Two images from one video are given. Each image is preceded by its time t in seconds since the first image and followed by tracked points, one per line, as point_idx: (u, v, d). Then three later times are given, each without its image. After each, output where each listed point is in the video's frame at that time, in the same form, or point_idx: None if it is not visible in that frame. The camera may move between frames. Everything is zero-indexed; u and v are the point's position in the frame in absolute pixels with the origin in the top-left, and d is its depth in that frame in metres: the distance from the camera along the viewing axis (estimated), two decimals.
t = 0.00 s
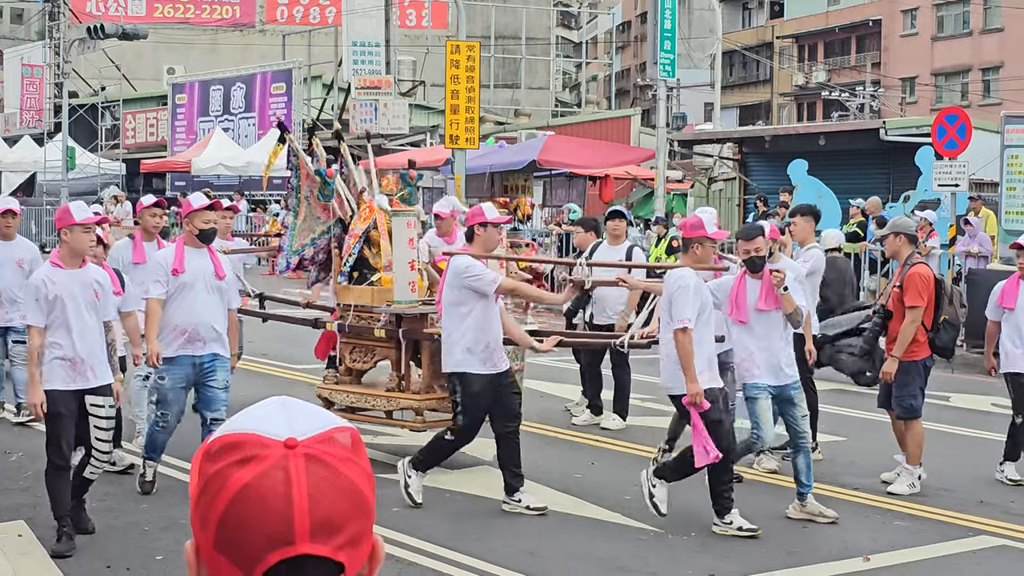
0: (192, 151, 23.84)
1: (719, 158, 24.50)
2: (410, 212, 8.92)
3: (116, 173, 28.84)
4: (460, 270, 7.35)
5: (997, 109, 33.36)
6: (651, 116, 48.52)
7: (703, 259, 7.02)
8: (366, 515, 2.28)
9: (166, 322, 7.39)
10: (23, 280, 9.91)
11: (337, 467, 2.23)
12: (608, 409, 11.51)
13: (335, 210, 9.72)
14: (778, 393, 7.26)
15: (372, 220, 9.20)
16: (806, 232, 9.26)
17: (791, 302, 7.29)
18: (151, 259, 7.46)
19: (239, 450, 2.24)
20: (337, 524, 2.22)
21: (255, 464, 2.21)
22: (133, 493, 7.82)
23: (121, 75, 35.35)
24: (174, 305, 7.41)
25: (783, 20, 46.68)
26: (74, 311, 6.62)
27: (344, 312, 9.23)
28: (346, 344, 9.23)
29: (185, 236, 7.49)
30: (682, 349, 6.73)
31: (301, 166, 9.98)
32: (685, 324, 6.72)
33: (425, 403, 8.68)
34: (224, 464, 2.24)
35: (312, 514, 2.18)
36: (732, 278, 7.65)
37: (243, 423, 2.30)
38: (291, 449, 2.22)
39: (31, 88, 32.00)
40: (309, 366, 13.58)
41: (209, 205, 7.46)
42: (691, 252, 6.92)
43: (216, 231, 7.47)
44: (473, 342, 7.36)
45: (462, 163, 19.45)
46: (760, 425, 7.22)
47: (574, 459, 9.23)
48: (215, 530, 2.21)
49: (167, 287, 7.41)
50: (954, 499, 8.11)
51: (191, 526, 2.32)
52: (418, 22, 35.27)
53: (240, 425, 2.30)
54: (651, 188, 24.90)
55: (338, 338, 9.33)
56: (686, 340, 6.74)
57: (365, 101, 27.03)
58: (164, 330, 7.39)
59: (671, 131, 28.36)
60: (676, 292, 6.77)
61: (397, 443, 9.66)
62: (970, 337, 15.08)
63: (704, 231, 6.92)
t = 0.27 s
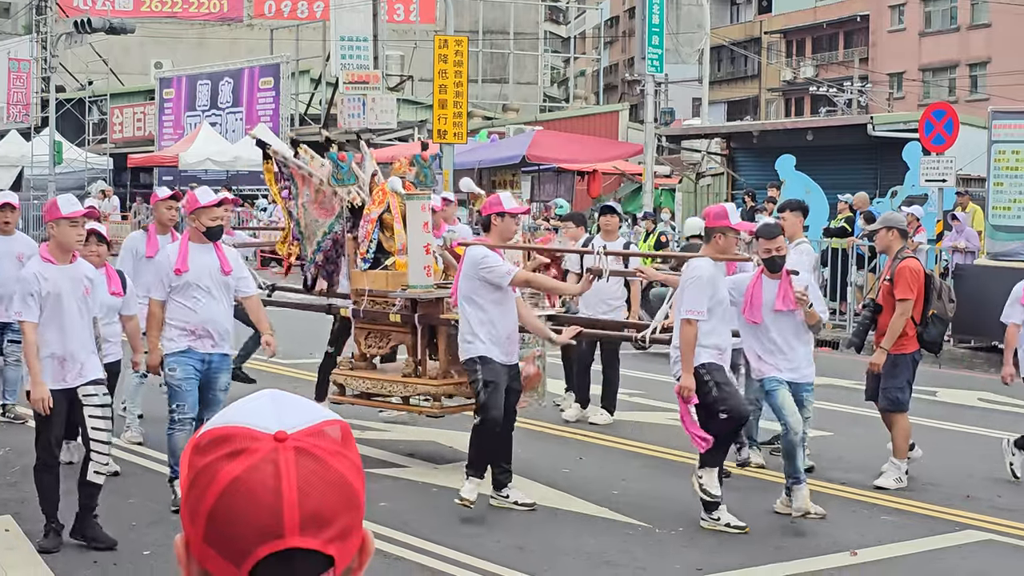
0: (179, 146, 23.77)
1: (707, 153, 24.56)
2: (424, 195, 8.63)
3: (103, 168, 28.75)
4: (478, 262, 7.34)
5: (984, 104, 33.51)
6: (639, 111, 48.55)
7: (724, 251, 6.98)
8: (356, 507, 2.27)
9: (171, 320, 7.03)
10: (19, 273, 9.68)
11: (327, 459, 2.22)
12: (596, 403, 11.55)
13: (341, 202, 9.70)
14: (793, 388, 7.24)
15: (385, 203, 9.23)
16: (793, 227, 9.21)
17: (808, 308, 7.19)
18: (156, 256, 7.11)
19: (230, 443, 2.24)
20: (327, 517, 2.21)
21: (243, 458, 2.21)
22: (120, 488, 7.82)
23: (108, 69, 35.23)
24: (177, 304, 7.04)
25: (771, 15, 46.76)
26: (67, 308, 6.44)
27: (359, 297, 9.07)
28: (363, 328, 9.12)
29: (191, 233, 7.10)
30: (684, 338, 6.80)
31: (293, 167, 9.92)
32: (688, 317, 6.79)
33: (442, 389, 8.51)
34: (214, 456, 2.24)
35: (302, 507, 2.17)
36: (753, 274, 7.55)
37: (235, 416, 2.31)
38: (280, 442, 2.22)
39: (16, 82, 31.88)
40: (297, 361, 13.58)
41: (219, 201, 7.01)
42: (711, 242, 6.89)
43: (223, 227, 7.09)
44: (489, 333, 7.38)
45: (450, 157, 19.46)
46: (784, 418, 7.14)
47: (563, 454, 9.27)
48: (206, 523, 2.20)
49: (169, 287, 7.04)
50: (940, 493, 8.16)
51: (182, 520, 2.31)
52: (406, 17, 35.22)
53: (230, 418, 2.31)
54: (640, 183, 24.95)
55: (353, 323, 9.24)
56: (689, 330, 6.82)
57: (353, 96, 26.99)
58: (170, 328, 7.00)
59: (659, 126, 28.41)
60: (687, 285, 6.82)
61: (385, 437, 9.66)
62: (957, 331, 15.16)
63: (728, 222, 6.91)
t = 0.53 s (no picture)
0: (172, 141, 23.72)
1: (699, 148, 24.58)
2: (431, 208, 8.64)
3: (95, 163, 28.68)
4: (470, 261, 7.15)
5: (977, 100, 33.58)
6: (632, 106, 48.58)
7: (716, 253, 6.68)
8: (350, 501, 2.26)
9: (171, 326, 6.99)
10: (25, 272, 9.47)
11: (321, 453, 2.23)
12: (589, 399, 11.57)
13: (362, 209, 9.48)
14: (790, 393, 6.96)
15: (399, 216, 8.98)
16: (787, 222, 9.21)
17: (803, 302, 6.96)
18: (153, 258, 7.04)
19: (224, 437, 2.24)
20: (321, 511, 2.20)
21: (238, 452, 2.21)
22: (114, 483, 7.82)
23: (101, 64, 35.14)
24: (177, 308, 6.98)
25: (764, 11, 46.87)
26: (71, 307, 6.40)
27: (375, 310, 9.07)
28: (379, 344, 9.06)
29: (189, 234, 7.00)
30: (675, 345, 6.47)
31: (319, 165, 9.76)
32: (678, 322, 6.45)
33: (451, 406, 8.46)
34: (208, 450, 2.24)
35: (296, 501, 2.17)
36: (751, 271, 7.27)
37: (230, 409, 2.31)
38: (275, 435, 2.22)
39: (7, 77, 31.79)
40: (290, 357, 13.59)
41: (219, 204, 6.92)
42: (705, 244, 6.60)
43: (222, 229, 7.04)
44: (477, 337, 7.15)
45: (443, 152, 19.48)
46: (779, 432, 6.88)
47: (557, 449, 9.29)
48: (200, 517, 2.19)
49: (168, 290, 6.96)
50: (932, 489, 8.20)
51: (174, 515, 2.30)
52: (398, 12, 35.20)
53: (223, 413, 2.31)
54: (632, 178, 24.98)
55: (369, 338, 9.19)
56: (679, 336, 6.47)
57: (346, 91, 26.97)
58: (172, 332, 6.96)
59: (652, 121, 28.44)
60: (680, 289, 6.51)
61: (378, 433, 9.67)
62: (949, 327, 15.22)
63: (720, 222, 6.62)
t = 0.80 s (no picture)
0: (167, 136, 23.70)
1: (695, 144, 24.59)
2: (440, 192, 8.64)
3: (91, 158, 28.65)
4: (461, 255, 7.01)
5: (972, 96, 33.54)
6: (628, 102, 48.56)
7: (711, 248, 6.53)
8: (345, 497, 2.27)
9: (173, 320, 6.92)
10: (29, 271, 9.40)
11: (317, 449, 2.23)
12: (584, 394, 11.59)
13: (374, 196, 9.71)
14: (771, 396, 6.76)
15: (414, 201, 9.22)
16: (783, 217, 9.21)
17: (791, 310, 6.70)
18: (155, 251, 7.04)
19: (220, 432, 2.25)
20: (317, 507, 2.21)
21: (234, 448, 2.21)
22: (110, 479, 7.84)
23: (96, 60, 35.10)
24: (178, 302, 6.95)
25: (760, 6, 46.91)
26: (80, 302, 6.34)
27: (389, 297, 9.15)
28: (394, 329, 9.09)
29: (192, 228, 7.02)
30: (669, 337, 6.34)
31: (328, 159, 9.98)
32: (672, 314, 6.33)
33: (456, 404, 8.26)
34: (203, 446, 2.24)
35: (292, 497, 2.17)
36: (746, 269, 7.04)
37: (226, 406, 2.32)
38: (270, 432, 2.23)
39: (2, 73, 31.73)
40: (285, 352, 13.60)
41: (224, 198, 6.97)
42: (695, 237, 6.46)
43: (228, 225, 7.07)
44: (462, 332, 7.01)
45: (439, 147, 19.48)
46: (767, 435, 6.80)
47: (552, 444, 9.30)
48: (195, 511, 2.20)
49: (170, 283, 6.92)
50: (927, 484, 8.22)
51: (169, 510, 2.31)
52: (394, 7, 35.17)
53: (220, 409, 2.32)
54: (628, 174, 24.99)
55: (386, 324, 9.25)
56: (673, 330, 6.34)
57: (341, 86, 26.95)
58: (171, 328, 6.93)
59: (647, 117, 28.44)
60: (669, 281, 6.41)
61: (373, 428, 9.68)
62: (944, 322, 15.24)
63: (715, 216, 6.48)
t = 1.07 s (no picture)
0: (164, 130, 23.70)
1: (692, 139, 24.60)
2: (444, 199, 8.47)
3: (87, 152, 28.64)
4: (443, 257, 6.73)
5: (969, 90, 33.46)
6: (624, 96, 48.57)
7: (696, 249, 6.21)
8: (344, 488, 2.28)
9: (188, 322, 6.70)
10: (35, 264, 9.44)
11: (316, 443, 2.24)
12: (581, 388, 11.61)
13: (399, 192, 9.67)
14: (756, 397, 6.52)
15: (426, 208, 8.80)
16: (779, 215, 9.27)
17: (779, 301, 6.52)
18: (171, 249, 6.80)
19: (219, 427, 2.26)
20: (317, 500, 2.22)
21: (234, 440, 2.22)
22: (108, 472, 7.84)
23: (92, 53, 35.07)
24: (195, 304, 6.71)
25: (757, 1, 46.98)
26: (84, 296, 6.30)
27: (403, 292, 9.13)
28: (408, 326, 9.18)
29: (208, 228, 6.76)
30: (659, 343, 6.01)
31: (356, 157, 9.77)
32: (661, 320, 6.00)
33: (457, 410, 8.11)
34: (203, 440, 2.25)
35: (293, 490, 2.18)
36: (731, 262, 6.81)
37: (224, 398, 2.33)
38: (271, 424, 2.24)
39: None
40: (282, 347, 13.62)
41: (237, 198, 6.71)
42: (679, 239, 6.14)
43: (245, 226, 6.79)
44: (444, 331, 6.78)
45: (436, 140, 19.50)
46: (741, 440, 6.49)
47: (549, 438, 9.32)
48: (195, 505, 2.20)
49: (185, 283, 6.68)
50: (923, 479, 8.25)
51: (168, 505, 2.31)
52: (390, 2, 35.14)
53: (217, 401, 2.33)
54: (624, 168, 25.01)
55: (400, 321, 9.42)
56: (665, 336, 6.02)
57: (338, 81, 26.94)
58: (182, 330, 6.71)
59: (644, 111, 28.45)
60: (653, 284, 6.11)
61: (371, 422, 9.69)
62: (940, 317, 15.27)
63: (700, 217, 6.17)
